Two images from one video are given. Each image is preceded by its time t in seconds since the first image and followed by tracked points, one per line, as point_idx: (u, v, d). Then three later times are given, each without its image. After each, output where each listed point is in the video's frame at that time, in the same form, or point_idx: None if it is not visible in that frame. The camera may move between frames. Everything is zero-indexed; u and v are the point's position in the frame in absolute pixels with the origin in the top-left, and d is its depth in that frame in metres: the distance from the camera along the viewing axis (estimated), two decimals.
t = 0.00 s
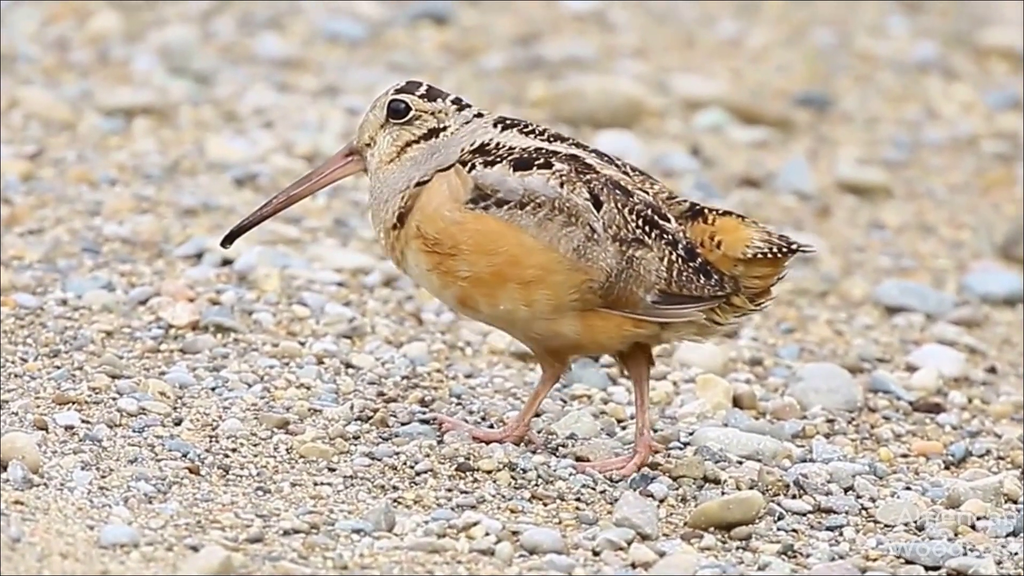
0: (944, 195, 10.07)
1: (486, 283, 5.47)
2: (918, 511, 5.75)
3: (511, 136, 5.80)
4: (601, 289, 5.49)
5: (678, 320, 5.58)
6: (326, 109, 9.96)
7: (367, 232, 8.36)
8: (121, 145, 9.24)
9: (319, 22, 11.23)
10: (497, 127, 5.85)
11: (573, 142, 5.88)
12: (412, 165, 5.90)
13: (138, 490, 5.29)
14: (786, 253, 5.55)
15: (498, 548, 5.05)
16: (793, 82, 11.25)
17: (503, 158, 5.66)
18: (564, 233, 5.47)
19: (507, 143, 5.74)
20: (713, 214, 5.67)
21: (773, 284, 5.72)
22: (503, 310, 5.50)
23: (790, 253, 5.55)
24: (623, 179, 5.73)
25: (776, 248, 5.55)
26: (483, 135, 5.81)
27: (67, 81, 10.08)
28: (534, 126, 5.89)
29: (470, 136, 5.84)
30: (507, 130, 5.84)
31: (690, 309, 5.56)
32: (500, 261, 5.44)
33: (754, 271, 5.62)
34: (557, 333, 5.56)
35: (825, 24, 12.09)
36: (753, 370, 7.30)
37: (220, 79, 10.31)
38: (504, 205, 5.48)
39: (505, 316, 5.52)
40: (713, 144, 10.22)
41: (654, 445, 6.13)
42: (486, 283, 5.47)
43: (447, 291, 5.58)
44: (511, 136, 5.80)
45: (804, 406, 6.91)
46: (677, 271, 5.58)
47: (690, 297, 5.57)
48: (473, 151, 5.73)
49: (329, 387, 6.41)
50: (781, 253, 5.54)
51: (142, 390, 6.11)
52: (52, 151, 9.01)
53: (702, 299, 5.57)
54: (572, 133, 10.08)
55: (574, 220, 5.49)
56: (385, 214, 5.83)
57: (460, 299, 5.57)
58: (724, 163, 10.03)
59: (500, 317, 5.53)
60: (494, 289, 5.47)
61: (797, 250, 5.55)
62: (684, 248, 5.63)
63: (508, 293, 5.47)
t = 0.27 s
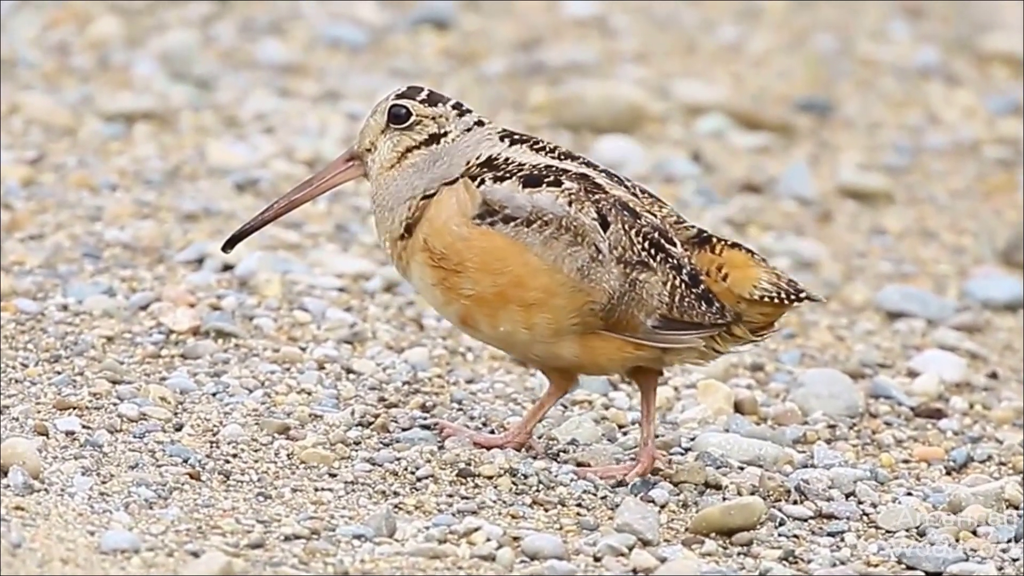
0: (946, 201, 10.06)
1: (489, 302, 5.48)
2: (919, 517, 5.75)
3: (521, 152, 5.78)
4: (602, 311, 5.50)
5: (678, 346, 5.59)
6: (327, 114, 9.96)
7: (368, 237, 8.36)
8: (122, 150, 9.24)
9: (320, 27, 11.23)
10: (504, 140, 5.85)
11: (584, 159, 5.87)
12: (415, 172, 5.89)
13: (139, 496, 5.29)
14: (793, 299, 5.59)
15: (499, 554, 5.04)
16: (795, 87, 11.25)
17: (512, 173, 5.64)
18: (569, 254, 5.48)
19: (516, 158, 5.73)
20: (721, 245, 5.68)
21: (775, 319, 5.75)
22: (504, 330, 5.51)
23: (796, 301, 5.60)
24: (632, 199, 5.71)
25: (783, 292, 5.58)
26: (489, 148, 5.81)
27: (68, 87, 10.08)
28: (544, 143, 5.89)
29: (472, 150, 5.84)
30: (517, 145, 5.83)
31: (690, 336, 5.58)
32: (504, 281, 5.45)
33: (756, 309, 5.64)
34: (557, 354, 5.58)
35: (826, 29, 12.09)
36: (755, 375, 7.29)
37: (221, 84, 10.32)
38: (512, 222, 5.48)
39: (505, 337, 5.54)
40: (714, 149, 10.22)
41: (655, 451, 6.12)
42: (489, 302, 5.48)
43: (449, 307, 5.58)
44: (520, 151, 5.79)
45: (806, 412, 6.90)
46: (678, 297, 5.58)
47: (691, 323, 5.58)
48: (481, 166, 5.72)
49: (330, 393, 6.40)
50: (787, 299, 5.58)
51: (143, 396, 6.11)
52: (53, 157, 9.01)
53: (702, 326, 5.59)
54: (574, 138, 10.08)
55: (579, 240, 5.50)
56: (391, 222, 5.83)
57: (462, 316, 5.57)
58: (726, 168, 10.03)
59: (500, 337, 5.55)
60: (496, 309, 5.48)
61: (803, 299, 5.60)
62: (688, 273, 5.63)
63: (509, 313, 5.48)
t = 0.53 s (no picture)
0: (947, 207, 10.05)
1: (507, 282, 5.47)
2: (920, 523, 5.74)
3: (532, 136, 5.78)
4: (621, 291, 5.49)
5: (698, 325, 5.59)
6: (328, 121, 9.96)
7: (368, 243, 8.35)
8: (122, 156, 9.24)
9: (321, 33, 11.23)
10: (512, 126, 5.83)
11: (595, 142, 5.87)
12: (417, 176, 5.91)
13: (139, 502, 5.28)
14: (807, 286, 5.59)
15: (500, 560, 5.04)
16: (796, 93, 11.25)
17: (525, 157, 5.64)
18: (585, 235, 5.47)
19: (528, 143, 5.72)
20: (737, 225, 5.68)
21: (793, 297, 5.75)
22: (523, 310, 5.50)
23: (810, 290, 5.60)
24: (647, 178, 5.71)
25: (798, 279, 5.58)
26: (499, 135, 5.78)
27: (69, 93, 10.08)
28: (555, 127, 5.89)
29: (483, 138, 5.81)
30: (527, 130, 5.81)
31: (709, 314, 5.58)
32: (521, 261, 5.44)
33: (773, 291, 5.64)
34: (577, 334, 5.55)
35: (828, 35, 12.09)
36: (756, 382, 7.28)
37: (221, 90, 10.32)
38: (526, 204, 5.48)
39: (526, 316, 5.52)
40: (715, 155, 10.21)
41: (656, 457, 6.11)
42: (508, 282, 5.47)
43: (468, 290, 5.57)
44: (533, 137, 5.78)
45: (807, 419, 6.89)
46: (696, 276, 5.58)
47: (708, 302, 5.58)
48: (492, 151, 5.70)
49: (330, 400, 6.40)
50: (802, 286, 5.58)
51: (143, 402, 6.10)
52: (53, 163, 9.01)
53: (721, 304, 5.59)
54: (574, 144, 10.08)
55: (595, 222, 5.50)
56: (407, 223, 5.84)
57: (482, 297, 5.56)
58: (727, 174, 10.03)
59: (520, 316, 5.53)
60: (515, 288, 5.47)
61: (818, 288, 5.61)
62: (704, 251, 5.64)
63: (528, 293, 5.46)
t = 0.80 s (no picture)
0: (948, 213, 10.05)
1: (477, 316, 5.46)
2: (921, 530, 5.73)
3: (513, 167, 5.79)
4: (590, 326, 5.47)
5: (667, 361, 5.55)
6: (329, 126, 9.96)
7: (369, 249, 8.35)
8: (123, 162, 9.24)
9: (321, 39, 11.23)
10: (498, 156, 5.86)
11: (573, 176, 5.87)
12: (406, 185, 5.89)
13: (140, 508, 5.27)
14: (782, 323, 5.56)
15: (501, 567, 5.03)
16: (797, 99, 11.24)
17: (502, 188, 5.65)
18: (557, 268, 5.46)
19: (506, 174, 5.74)
20: (711, 262, 5.66)
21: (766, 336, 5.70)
22: (494, 344, 5.49)
23: (785, 327, 5.56)
24: (622, 214, 5.70)
25: (772, 316, 5.55)
26: (483, 163, 5.81)
27: (69, 98, 10.08)
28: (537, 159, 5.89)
29: (468, 165, 5.83)
30: (509, 161, 5.83)
31: (680, 350, 5.53)
32: (493, 295, 5.44)
33: (745, 329, 5.59)
34: (547, 369, 5.54)
35: (828, 41, 12.08)
36: (757, 388, 7.28)
37: (222, 96, 10.31)
38: (501, 236, 5.47)
39: (495, 351, 5.51)
40: (716, 161, 10.21)
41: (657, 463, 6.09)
42: (478, 316, 5.46)
43: (439, 321, 5.57)
44: (513, 167, 5.80)
45: (808, 424, 6.89)
46: (667, 311, 5.54)
47: (679, 338, 5.54)
48: (473, 181, 5.73)
49: (331, 405, 6.39)
50: (777, 322, 5.55)
51: (144, 408, 6.09)
52: (54, 169, 9.01)
53: (691, 341, 5.55)
54: (575, 150, 10.08)
55: (568, 254, 5.48)
56: (380, 235, 5.82)
57: (451, 330, 5.56)
58: (728, 180, 10.02)
59: (490, 351, 5.52)
60: (485, 322, 5.47)
61: (792, 325, 5.57)
62: (677, 287, 5.60)
63: (498, 327, 5.46)
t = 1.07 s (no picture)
0: (950, 219, 10.04)
1: (479, 303, 5.47)
2: (922, 537, 5.73)
3: (509, 154, 5.78)
4: (592, 311, 5.46)
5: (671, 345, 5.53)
6: (330, 133, 9.96)
7: (370, 256, 8.35)
8: (124, 169, 9.24)
9: (323, 45, 11.23)
10: (495, 144, 5.85)
11: (573, 162, 5.86)
12: (404, 183, 5.92)
13: (141, 515, 5.27)
14: (784, 295, 5.49)
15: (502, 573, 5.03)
16: (799, 105, 11.24)
17: (499, 176, 5.65)
18: (557, 254, 5.45)
19: (503, 161, 5.74)
20: (711, 243, 5.60)
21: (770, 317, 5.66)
22: (496, 330, 5.49)
23: (788, 298, 5.50)
24: (621, 199, 5.68)
25: (773, 289, 5.48)
26: (479, 153, 5.81)
27: (70, 105, 10.08)
28: (535, 146, 5.88)
29: (466, 155, 5.84)
30: (506, 148, 5.83)
31: (682, 335, 5.51)
32: (493, 282, 5.44)
33: (748, 308, 5.55)
34: (551, 354, 5.54)
35: (830, 47, 12.08)
36: (758, 395, 7.27)
37: (223, 102, 10.32)
38: (499, 224, 5.48)
39: (499, 336, 5.51)
40: (718, 168, 10.21)
41: (657, 469, 6.08)
42: (479, 302, 5.47)
43: (441, 309, 5.57)
44: (509, 154, 5.79)
45: (809, 432, 6.88)
46: (668, 296, 5.53)
47: (681, 322, 5.53)
48: (469, 170, 5.74)
49: (332, 412, 6.39)
50: (779, 295, 5.48)
51: (144, 415, 6.09)
52: (55, 175, 9.01)
53: (693, 325, 5.53)
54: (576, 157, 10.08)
55: (567, 242, 5.48)
56: (381, 228, 5.86)
57: (454, 317, 5.56)
58: (729, 187, 10.02)
59: (493, 337, 5.52)
60: (487, 309, 5.47)
61: (794, 295, 5.50)
62: (678, 271, 5.58)
63: (500, 313, 5.46)
